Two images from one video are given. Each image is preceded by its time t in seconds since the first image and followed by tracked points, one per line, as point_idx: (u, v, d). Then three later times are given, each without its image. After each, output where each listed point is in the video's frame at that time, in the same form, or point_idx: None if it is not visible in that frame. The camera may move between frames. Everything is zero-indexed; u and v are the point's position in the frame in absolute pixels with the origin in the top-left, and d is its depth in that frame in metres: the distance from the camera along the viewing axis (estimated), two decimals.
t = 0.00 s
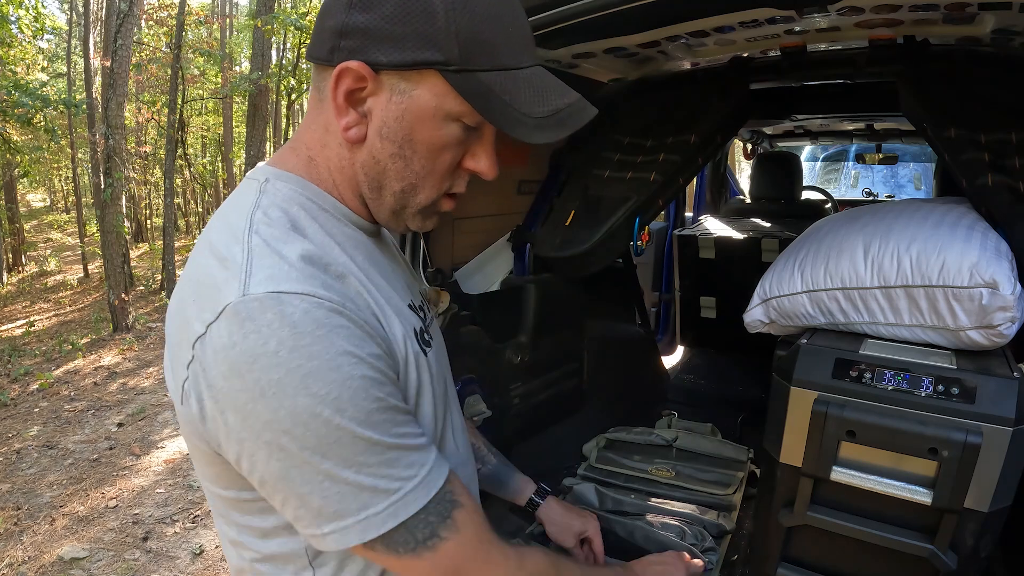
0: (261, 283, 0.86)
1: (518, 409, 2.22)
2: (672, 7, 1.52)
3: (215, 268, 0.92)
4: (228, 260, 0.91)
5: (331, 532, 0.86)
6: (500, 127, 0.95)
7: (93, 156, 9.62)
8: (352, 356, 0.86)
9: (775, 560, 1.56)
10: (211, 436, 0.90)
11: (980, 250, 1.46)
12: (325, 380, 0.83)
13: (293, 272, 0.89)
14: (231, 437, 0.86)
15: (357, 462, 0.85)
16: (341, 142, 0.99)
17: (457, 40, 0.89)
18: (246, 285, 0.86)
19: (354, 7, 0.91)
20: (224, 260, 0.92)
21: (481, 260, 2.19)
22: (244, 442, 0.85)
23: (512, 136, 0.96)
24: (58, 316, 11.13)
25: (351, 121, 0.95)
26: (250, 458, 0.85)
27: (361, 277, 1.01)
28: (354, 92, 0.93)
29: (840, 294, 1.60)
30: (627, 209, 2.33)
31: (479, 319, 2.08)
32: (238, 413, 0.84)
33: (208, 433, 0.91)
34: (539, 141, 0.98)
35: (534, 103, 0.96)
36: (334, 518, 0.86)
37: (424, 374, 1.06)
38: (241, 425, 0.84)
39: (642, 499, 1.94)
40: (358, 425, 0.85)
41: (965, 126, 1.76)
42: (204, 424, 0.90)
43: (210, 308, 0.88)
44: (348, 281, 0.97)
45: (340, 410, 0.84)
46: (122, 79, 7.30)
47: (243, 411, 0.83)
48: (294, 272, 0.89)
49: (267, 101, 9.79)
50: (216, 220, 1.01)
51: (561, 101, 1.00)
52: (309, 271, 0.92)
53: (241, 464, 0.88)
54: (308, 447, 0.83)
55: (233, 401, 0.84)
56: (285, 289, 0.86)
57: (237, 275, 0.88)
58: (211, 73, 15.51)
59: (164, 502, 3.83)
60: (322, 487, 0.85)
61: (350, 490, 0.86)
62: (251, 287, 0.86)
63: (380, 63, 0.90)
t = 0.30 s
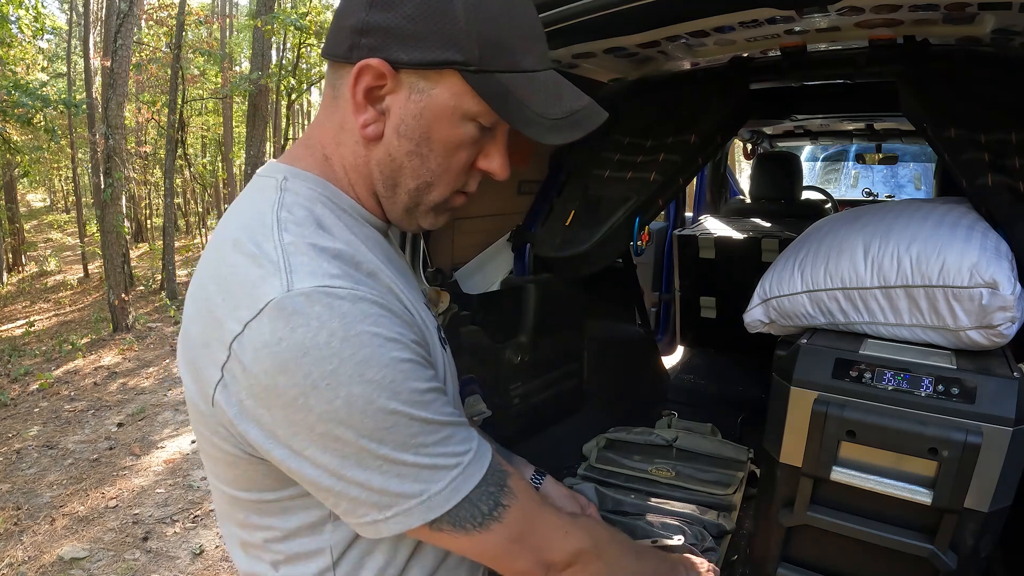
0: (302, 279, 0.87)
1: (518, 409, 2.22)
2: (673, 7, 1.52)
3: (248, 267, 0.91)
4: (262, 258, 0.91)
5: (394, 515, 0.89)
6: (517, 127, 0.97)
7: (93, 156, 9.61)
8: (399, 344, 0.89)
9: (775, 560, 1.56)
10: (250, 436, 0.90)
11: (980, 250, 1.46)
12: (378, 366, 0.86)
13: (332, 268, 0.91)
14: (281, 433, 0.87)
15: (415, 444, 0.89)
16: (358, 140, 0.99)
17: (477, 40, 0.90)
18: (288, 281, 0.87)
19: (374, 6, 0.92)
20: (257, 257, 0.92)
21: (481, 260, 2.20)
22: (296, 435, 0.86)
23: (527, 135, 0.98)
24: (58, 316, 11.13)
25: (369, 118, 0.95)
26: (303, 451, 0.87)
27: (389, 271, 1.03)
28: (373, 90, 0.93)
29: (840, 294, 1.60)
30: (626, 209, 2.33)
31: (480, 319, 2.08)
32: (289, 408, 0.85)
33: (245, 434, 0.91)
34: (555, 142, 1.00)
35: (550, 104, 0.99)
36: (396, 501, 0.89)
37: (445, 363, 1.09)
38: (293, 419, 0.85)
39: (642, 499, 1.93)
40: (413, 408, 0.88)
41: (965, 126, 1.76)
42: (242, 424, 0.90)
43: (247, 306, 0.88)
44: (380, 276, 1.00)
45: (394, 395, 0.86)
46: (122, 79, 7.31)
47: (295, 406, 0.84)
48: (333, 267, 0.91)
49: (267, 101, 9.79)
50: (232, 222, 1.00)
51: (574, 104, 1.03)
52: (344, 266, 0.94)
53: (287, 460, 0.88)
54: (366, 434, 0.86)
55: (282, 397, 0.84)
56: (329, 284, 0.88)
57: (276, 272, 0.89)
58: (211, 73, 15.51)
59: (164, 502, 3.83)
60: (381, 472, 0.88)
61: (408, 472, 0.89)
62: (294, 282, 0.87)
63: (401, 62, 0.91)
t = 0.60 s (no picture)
0: (320, 270, 0.88)
1: (518, 409, 2.22)
2: (673, 7, 1.52)
3: (264, 260, 0.91)
4: (279, 251, 0.91)
5: (416, 507, 0.89)
6: (530, 121, 0.97)
7: (93, 156, 9.61)
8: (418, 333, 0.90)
9: (775, 560, 1.56)
10: (266, 430, 0.90)
11: (980, 250, 1.46)
12: (398, 355, 0.86)
13: (350, 259, 0.91)
14: (300, 426, 0.87)
15: (437, 433, 0.89)
16: (371, 134, 1.00)
17: (491, 33, 0.91)
18: (306, 272, 0.87)
19: (388, 2, 0.92)
20: (272, 250, 0.92)
21: (480, 260, 2.22)
22: (315, 428, 0.86)
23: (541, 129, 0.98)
24: (58, 316, 11.13)
25: (384, 113, 0.96)
26: (323, 443, 0.87)
27: (404, 266, 1.04)
28: (388, 84, 0.93)
29: (840, 294, 1.60)
30: (626, 209, 2.33)
31: (480, 319, 2.08)
32: (308, 400, 0.85)
33: (262, 430, 0.91)
34: (568, 134, 1.00)
35: (562, 97, 0.99)
36: (418, 492, 0.89)
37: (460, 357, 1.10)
38: (313, 411, 0.85)
39: (642, 499, 1.93)
40: (433, 397, 0.88)
41: (965, 126, 1.76)
42: (258, 419, 0.90)
43: (264, 299, 0.88)
44: (396, 268, 1.00)
45: (414, 384, 0.87)
46: (122, 79, 7.31)
47: (315, 398, 0.84)
48: (350, 258, 0.92)
49: (267, 101, 9.79)
50: (244, 219, 1.00)
51: (584, 96, 1.03)
52: (360, 259, 0.94)
53: (306, 455, 0.88)
54: (387, 425, 0.86)
55: (301, 389, 0.84)
56: (348, 274, 0.89)
57: (293, 264, 0.89)
58: (211, 73, 15.50)
59: (164, 502, 3.82)
60: (403, 463, 0.88)
61: (430, 462, 0.89)
62: (312, 273, 0.87)
63: (416, 56, 0.91)
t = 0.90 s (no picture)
0: (312, 271, 0.87)
1: (518, 409, 2.22)
2: (672, 7, 1.52)
3: (261, 256, 0.92)
4: (275, 249, 0.91)
5: (386, 523, 0.89)
6: (535, 118, 0.97)
7: (93, 156, 9.62)
8: (406, 343, 0.89)
9: (775, 560, 1.56)
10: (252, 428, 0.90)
11: (980, 249, 1.46)
12: (382, 365, 0.85)
13: (343, 261, 0.91)
14: (281, 429, 0.87)
15: (414, 450, 0.88)
16: (374, 132, 0.99)
17: (494, 31, 0.90)
18: (298, 272, 0.87)
19: (391, 1, 0.92)
20: (269, 247, 0.92)
21: (480, 261, 2.22)
22: (295, 432, 0.86)
23: (545, 125, 0.98)
24: (58, 316, 11.13)
25: (387, 110, 0.96)
26: (301, 449, 0.87)
27: (401, 270, 1.03)
28: (390, 82, 0.93)
29: (840, 294, 1.60)
30: (626, 209, 2.33)
31: (479, 319, 2.08)
32: (290, 402, 0.85)
33: (251, 428, 0.92)
34: (574, 130, 1.00)
35: (567, 93, 0.98)
36: (390, 507, 0.89)
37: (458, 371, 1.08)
38: (294, 415, 0.85)
39: (643, 498, 1.93)
40: (415, 412, 0.87)
41: (965, 126, 1.76)
42: (245, 416, 0.90)
43: (257, 297, 0.88)
44: (391, 273, 0.99)
45: (396, 398, 0.86)
46: (122, 79, 7.31)
47: (297, 401, 0.84)
48: (344, 260, 0.91)
49: (267, 101, 9.79)
50: (247, 213, 1.01)
51: (589, 93, 1.02)
52: (356, 261, 0.94)
53: (288, 457, 0.89)
54: (364, 436, 0.85)
55: (285, 391, 0.85)
56: (339, 278, 0.88)
57: (286, 263, 0.89)
58: (211, 74, 15.50)
59: (164, 502, 3.82)
60: (378, 476, 0.87)
61: (406, 478, 0.88)
62: (303, 274, 0.87)
63: (419, 54, 0.91)
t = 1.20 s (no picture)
0: (301, 278, 0.88)
1: (518, 409, 2.22)
2: (672, 7, 1.52)
3: (253, 259, 0.93)
4: (267, 253, 0.92)
5: (362, 532, 0.89)
6: (536, 121, 0.96)
7: (93, 156, 9.62)
8: (390, 354, 0.88)
9: (775, 560, 1.56)
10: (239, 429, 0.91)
11: (980, 250, 1.46)
12: (366, 376, 0.85)
13: (333, 268, 0.91)
14: (264, 432, 0.87)
15: (393, 461, 0.88)
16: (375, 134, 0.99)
17: (493, 32, 0.90)
18: (287, 278, 0.88)
19: (392, 2, 0.92)
20: (262, 251, 0.93)
21: (480, 261, 2.22)
22: (278, 437, 0.87)
23: (546, 128, 0.97)
24: (58, 316, 11.13)
25: (387, 112, 0.96)
26: (283, 454, 0.87)
27: (395, 276, 1.02)
28: (390, 83, 0.94)
29: (841, 294, 1.60)
30: (626, 209, 2.33)
31: (479, 319, 2.08)
32: (274, 407, 0.85)
33: (238, 428, 0.92)
34: (575, 133, 0.99)
35: (568, 96, 0.98)
36: (367, 516, 0.89)
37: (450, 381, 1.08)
38: (278, 419, 0.86)
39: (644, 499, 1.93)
40: (396, 424, 0.87)
41: (965, 126, 1.76)
42: (232, 417, 0.91)
43: (246, 300, 0.89)
44: (383, 280, 0.99)
45: (378, 409, 0.86)
46: (122, 79, 7.31)
47: (280, 406, 0.85)
48: (334, 267, 0.91)
49: (267, 101, 9.79)
50: (245, 213, 1.02)
51: (591, 95, 1.01)
52: (347, 267, 0.93)
53: (271, 459, 0.90)
54: (344, 445, 0.85)
55: (269, 395, 0.85)
56: (328, 286, 0.88)
57: (276, 268, 0.89)
58: (211, 74, 15.49)
59: (164, 502, 3.82)
60: (356, 485, 0.87)
61: (384, 489, 0.88)
62: (292, 281, 0.87)
63: (418, 55, 0.91)
